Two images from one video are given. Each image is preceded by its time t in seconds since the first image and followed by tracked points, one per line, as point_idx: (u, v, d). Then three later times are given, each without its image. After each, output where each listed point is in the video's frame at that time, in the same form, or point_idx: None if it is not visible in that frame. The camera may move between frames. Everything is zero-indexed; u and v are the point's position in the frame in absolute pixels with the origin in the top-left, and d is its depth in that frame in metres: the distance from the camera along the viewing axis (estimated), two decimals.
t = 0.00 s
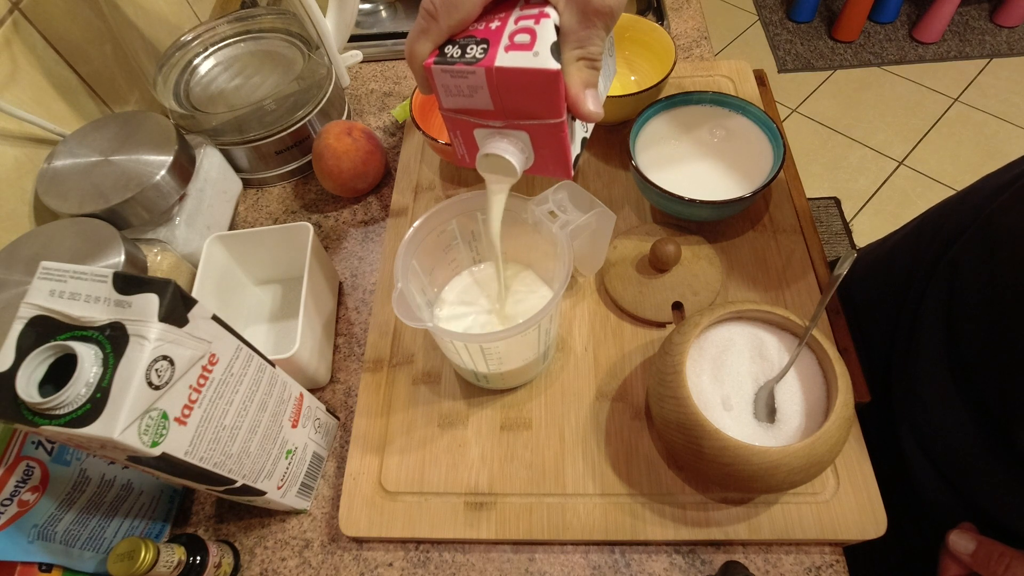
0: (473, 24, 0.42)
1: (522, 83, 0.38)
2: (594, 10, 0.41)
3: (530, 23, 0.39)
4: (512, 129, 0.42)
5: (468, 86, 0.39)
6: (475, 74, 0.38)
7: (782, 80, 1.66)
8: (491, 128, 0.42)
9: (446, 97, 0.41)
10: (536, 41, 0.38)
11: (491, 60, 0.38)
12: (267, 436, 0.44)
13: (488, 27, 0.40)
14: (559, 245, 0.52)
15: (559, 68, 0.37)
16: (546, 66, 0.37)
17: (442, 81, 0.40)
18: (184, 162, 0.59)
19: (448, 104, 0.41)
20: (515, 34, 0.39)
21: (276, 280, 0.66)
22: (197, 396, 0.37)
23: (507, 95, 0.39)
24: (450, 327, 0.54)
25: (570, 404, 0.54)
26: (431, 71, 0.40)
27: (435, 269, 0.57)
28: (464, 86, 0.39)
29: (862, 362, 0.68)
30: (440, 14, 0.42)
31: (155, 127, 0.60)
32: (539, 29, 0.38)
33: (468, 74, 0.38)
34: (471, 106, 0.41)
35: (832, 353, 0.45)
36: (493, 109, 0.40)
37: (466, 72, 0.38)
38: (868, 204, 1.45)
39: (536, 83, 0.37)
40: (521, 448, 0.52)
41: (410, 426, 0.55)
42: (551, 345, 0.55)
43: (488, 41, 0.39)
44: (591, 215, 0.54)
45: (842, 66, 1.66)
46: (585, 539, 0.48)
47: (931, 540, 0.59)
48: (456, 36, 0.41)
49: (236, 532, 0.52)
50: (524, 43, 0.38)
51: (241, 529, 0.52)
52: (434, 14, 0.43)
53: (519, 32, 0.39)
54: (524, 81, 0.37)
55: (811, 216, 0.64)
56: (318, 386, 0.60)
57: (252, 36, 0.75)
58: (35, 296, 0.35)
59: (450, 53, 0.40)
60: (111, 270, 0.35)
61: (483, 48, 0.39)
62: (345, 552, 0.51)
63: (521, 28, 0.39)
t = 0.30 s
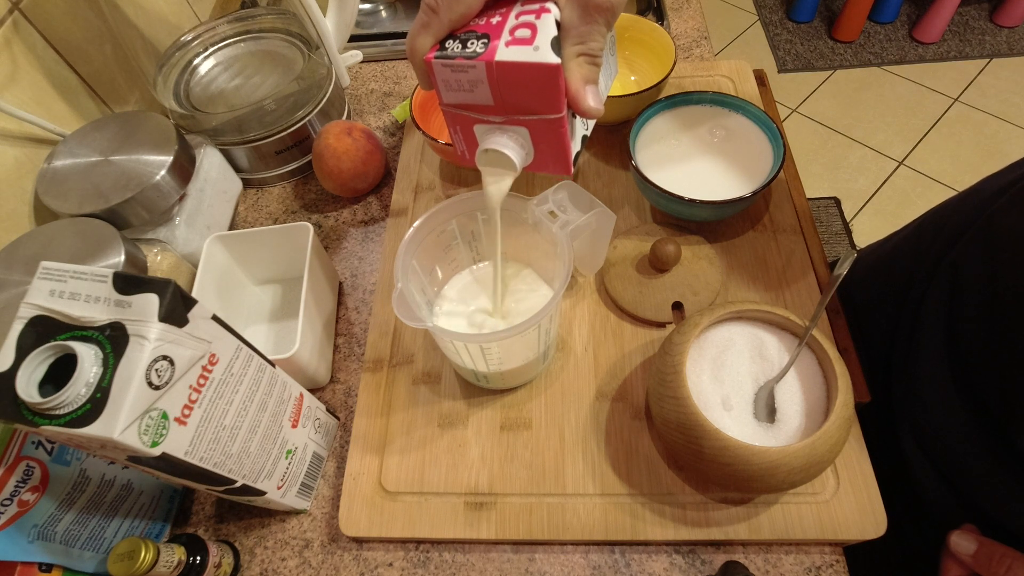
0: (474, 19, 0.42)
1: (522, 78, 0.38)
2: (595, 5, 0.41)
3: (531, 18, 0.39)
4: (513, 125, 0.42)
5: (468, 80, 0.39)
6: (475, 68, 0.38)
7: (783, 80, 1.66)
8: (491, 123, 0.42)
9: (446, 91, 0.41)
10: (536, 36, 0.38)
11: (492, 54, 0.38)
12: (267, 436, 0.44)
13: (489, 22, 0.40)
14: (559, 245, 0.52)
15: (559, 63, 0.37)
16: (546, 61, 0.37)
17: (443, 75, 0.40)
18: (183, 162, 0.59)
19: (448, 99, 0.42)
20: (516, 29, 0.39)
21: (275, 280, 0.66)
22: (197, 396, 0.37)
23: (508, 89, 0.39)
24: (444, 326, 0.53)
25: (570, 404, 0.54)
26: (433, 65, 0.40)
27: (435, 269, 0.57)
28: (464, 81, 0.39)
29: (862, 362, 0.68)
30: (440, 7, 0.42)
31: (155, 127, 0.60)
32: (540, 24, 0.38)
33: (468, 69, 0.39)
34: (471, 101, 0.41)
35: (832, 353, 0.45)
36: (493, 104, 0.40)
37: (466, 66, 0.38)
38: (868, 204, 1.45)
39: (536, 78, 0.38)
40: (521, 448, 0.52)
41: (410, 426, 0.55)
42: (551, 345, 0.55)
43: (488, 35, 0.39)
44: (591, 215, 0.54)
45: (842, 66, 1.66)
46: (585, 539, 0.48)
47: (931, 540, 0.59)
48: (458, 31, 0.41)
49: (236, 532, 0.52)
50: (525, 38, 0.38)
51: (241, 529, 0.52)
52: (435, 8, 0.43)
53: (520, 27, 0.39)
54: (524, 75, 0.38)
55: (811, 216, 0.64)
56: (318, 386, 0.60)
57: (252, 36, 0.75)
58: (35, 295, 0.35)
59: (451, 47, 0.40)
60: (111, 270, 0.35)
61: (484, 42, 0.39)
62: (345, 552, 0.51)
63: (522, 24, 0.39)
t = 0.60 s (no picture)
0: (476, 19, 0.42)
1: (523, 77, 0.38)
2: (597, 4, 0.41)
3: (532, 17, 0.39)
4: (514, 125, 0.42)
5: (469, 80, 0.39)
6: (477, 68, 0.38)
7: (783, 80, 1.66)
8: (493, 124, 0.42)
9: (448, 92, 0.41)
10: (537, 35, 0.38)
11: (493, 54, 0.38)
12: (267, 436, 0.44)
13: (490, 22, 0.40)
14: (559, 245, 0.52)
15: (561, 62, 0.37)
16: (547, 60, 0.37)
17: (444, 76, 0.40)
18: (183, 162, 0.59)
19: (449, 99, 0.42)
20: (517, 29, 0.39)
21: (275, 280, 0.66)
22: (197, 396, 0.37)
23: (509, 89, 0.39)
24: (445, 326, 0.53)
25: (570, 404, 0.54)
26: (434, 66, 0.40)
27: (435, 269, 0.57)
28: (466, 82, 0.39)
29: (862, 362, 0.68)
30: (441, 7, 0.42)
31: (155, 127, 0.60)
32: (541, 23, 0.38)
33: (469, 69, 0.39)
34: (472, 102, 0.41)
35: (832, 353, 0.45)
36: (494, 104, 0.40)
37: (468, 67, 0.38)
38: (868, 204, 1.45)
39: (538, 78, 0.37)
40: (521, 448, 0.52)
41: (410, 426, 0.55)
42: (551, 345, 0.55)
43: (489, 35, 0.39)
44: (591, 215, 0.54)
45: (842, 66, 1.66)
46: (585, 539, 0.48)
47: (931, 540, 0.59)
48: (459, 31, 0.41)
49: (236, 532, 0.52)
50: (526, 37, 0.38)
51: (241, 529, 0.52)
52: (436, 9, 0.43)
53: (521, 27, 0.39)
54: (525, 75, 0.37)
55: (811, 216, 0.64)
56: (318, 386, 0.60)
57: (252, 36, 0.75)
58: (35, 296, 0.35)
59: (452, 47, 0.40)
60: (111, 270, 0.35)
61: (485, 42, 0.39)
62: (345, 552, 0.51)
63: (523, 23, 0.39)
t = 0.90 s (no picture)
0: (476, 17, 0.42)
1: (523, 75, 0.38)
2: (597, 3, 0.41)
3: (532, 16, 0.39)
4: (514, 123, 0.42)
5: (469, 79, 0.39)
6: (476, 66, 0.38)
7: (783, 80, 1.66)
8: (492, 121, 0.42)
9: (448, 90, 0.41)
10: (537, 33, 0.38)
11: (493, 53, 0.38)
12: (267, 436, 0.44)
13: (490, 20, 0.40)
14: (559, 245, 0.52)
15: (560, 60, 0.37)
16: (547, 58, 0.37)
17: (444, 75, 0.40)
18: (183, 162, 0.59)
19: (450, 98, 0.42)
20: (516, 27, 0.39)
21: (275, 280, 0.66)
22: (197, 396, 0.37)
23: (509, 87, 0.39)
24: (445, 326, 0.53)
25: (570, 404, 0.54)
26: (434, 64, 0.40)
27: (435, 269, 0.57)
28: (466, 80, 0.39)
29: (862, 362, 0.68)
30: (441, 6, 0.42)
31: (155, 127, 0.60)
32: (541, 21, 0.38)
33: (469, 67, 0.39)
34: (472, 100, 0.41)
35: (832, 353, 0.45)
36: (494, 102, 0.40)
37: (467, 65, 0.38)
38: (868, 204, 1.45)
39: (537, 75, 0.38)
40: (521, 448, 0.52)
41: (410, 426, 0.55)
42: (551, 345, 0.55)
43: (489, 34, 0.39)
44: (591, 215, 0.54)
45: (842, 66, 1.66)
46: (585, 539, 0.48)
47: (931, 540, 0.59)
48: (459, 29, 0.41)
49: (236, 532, 0.52)
50: (526, 35, 0.38)
51: (241, 529, 0.52)
52: (435, 7, 0.42)
53: (520, 25, 0.39)
54: (525, 73, 0.37)
55: (811, 216, 0.64)
56: (318, 386, 0.60)
57: (252, 36, 0.75)
58: (35, 296, 0.35)
59: (452, 45, 0.40)
60: (111, 270, 0.35)
61: (484, 40, 0.39)
62: (345, 552, 0.51)
63: (522, 21, 0.39)
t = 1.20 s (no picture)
0: (475, 18, 0.42)
1: (522, 76, 0.38)
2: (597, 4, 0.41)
3: (532, 17, 0.39)
4: (513, 123, 0.42)
5: (468, 80, 0.39)
6: (475, 67, 0.38)
7: (783, 80, 1.66)
8: (492, 122, 0.42)
9: (447, 91, 0.41)
10: (536, 34, 0.38)
11: (492, 54, 0.38)
12: (267, 436, 0.44)
13: (490, 21, 0.40)
14: (559, 245, 0.52)
15: (559, 61, 0.37)
16: (546, 59, 0.37)
17: (444, 76, 0.40)
18: (184, 162, 0.59)
19: (449, 99, 0.42)
20: (516, 28, 0.39)
21: (275, 280, 0.66)
22: (197, 396, 0.37)
23: (508, 87, 0.39)
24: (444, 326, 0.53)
25: (570, 404, 0.54)
26: (433, 65, 0.40)
27: (435, 269, 0.57)
28: (465, 81, 0.39)
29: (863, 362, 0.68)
30: (440, 7, 0.42)
31: (155, 127, 0.60)
32: (540, 22, 0.38)
33: (468, 68, 0.39)
34: (472, 101, 0.41)
35: (832, 353, 0.45)
36: (493, 103, 0.40)
37: (467, 66, 0.38)
38: (868, 204, 1.45)
39: (536, 77, 0.38)
40: (521, 448, 0.52)
41: (410, 426, 0.55)
42: (551, 345, 0.55)
43: (489, 35, 0.39)
44: (591, 215, 0.54)
45: (842, 66, 1.66)
46: (585, 539, 0.48)
47: (931, 540, 0.59)
48: (458, 30, 0.41)
49: (237, 532, 0.52)
50: (525, 36, 0.38)
51: (241, 529, 0.52)
52: (435, 8, 0.43)
53: (519, 26, 0.39)
54: (524, 74, 0.38)
55: (811, 216, 0.64)
56: (318, 386, 0.60)
57: (252, 36, 0.75)
58: (35, 296, 0.35)
59: (451, 46, 0.40)
60: (111, 270, 0.35)
61: (484, 41, 0.39)
62: (345, 552, 0.51)
63: (522, 22, 0.39)
